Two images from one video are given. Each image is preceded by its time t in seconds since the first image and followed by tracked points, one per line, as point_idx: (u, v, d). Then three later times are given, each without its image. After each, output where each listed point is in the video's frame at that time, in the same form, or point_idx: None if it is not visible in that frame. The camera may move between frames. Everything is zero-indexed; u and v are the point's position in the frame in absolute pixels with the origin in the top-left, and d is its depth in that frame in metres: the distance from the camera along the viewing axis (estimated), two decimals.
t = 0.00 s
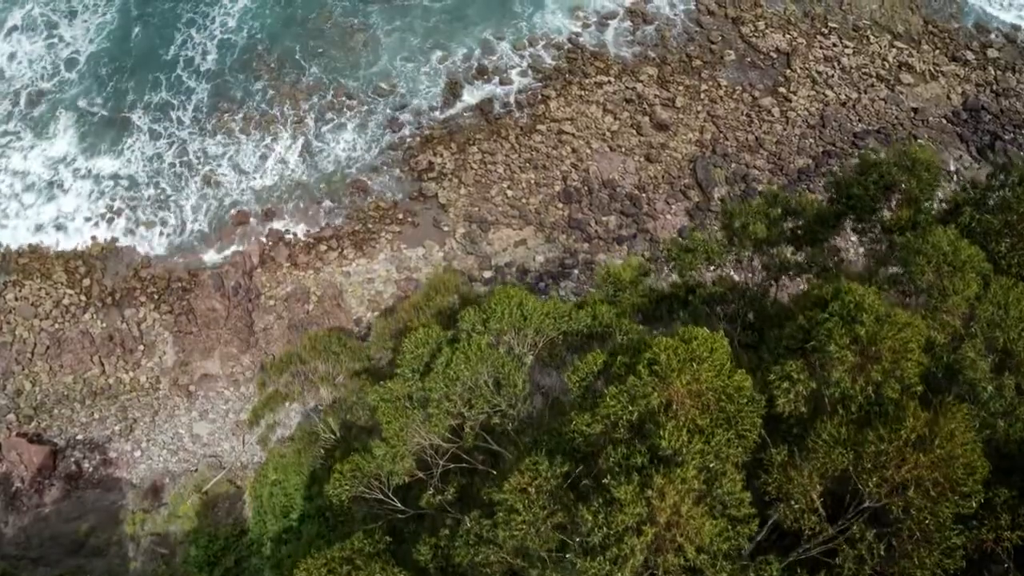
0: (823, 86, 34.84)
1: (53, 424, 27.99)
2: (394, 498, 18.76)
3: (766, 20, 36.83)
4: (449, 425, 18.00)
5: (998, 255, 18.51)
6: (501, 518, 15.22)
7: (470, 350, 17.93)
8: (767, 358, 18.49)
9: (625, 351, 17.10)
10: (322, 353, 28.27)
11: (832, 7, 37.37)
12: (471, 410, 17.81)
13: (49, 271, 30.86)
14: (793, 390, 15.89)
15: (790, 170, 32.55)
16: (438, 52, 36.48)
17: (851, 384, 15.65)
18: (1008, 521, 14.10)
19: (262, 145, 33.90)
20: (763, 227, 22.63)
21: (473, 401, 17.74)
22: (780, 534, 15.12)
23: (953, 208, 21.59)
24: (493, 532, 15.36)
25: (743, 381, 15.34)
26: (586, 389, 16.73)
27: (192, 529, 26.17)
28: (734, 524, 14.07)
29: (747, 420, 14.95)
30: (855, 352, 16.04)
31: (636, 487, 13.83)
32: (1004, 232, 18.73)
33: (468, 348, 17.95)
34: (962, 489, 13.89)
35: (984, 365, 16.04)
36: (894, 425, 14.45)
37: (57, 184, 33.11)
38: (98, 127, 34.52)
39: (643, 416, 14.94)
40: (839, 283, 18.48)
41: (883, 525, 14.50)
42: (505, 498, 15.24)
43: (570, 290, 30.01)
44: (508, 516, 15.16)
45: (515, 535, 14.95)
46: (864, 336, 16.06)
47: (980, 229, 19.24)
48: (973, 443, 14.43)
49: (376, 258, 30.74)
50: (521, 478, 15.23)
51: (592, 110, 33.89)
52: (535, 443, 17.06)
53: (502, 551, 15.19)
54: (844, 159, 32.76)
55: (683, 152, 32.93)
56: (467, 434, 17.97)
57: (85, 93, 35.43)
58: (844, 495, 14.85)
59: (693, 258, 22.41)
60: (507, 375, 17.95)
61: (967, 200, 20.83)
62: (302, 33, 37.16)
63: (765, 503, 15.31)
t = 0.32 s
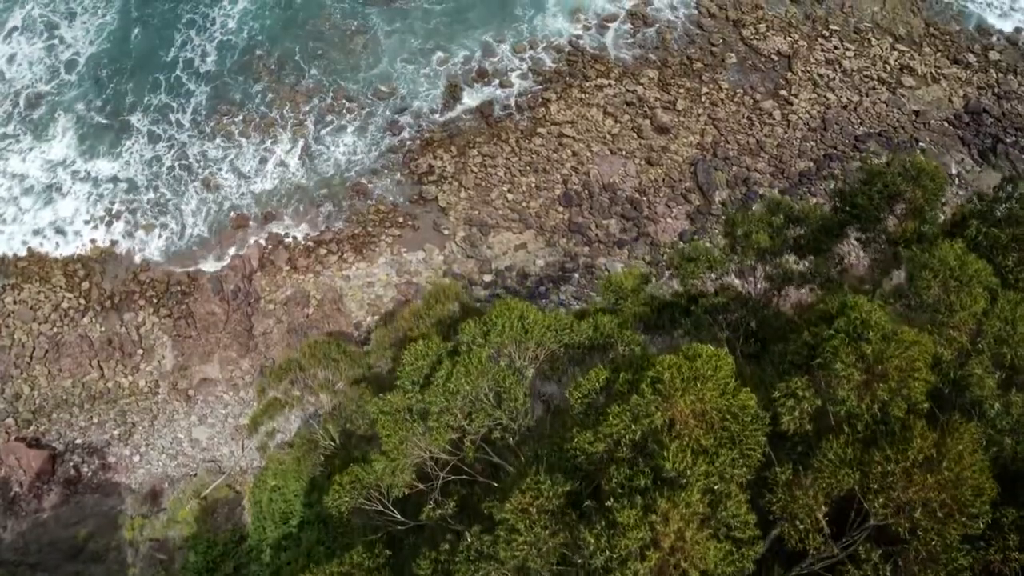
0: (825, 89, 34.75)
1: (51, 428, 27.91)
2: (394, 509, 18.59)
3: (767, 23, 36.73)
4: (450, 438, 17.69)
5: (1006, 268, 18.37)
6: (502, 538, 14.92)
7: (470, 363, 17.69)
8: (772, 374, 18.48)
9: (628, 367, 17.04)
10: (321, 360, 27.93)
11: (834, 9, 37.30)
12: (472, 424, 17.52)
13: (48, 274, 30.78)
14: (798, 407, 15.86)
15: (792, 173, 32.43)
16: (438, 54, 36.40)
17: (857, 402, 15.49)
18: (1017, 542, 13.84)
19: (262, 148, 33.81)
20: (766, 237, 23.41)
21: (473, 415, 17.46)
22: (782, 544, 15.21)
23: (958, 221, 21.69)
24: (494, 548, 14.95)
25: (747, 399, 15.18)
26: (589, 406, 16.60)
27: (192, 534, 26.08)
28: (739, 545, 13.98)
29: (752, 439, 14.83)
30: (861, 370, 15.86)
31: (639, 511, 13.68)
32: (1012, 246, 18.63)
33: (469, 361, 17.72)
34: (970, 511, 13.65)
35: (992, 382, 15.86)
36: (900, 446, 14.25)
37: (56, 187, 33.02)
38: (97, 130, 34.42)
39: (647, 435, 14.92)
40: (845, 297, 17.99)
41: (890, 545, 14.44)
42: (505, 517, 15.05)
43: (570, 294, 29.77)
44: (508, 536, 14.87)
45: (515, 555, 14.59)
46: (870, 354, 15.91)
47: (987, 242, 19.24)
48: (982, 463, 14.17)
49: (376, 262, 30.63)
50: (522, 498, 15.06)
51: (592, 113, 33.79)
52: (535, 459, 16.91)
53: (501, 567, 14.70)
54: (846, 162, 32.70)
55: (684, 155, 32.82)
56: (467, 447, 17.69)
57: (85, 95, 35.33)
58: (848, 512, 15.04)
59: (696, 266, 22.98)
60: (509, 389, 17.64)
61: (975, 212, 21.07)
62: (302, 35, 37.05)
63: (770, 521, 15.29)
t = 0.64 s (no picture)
0: (826, 92, 34.64)
1: (49, 433, 27.81)
2: (393, 522, 18.31)
3: (769, 25, 36.60)
4: (451, 452, 17.51)
5: (1014, 285, 18.34)
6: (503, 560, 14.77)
7: (471, 378, 17.55)
8: (775, 392, 18.47)
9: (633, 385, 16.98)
10: (321, 368, 27.77)
11: (835, 12, 37.18)
12: (472, 439, 17.38)
13: (47, 278, 30.66)
14: (803, 426, 15.72)
15: (793, 177, 32.29)
16: (439, 56, 36.27)
17: (864, 422, 15.36)
18: None
19: (261, 151, 33.69)
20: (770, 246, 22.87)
21: (474, 430, 17.30)
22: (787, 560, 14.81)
23: (962, 232, 21.70)
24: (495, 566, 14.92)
25: (752, 419, 15.15)
26: (591, 425, 16.41)
27: (190, 540, 25.92)
28: (746, 571, 13.54)
29: (757, 460, 14.73)
30: (868, 389, 15.75)
31: (644, 537, 13.47)
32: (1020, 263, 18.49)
33: (469, 376, 17.58)
34: (980, 533, 13.46)
35: (1001, 400, 15.43)
36: (908, 469, 14.12)
37: (55, 190, 32.90)
38: (96, 133, 34.29)
39: (651, 456, 14.81)
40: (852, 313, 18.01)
41: (896, 566, 14.18)
42: (505, 539, 14.98)
43: (571, 299, 29.67)
44: (510, 558, 14.74)
45: None
46: (878, 373, 15.76)
47: (996, 257, 19.11)
48: (993, 485, 14.06)
49: (376, 266, 30.53)
50: (524, 519, 14.97)
51: (593, 116, 33.64)
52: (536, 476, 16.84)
53: None
54: (847, 165, 32.57)
55: (685, 158, 32.67)
56: (467, 461, 17.56)
57: (84, 97, 35.21)
58: (853, 531, 14.73)
59: (698, 277, 22.44)
60: (508, 404, 17.46)
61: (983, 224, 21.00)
62: (302, 37, 36.91)
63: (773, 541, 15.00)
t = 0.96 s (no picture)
0: (828, 95, 34.52)
1: (48, 438, 27.74)
2: (394, 535, 17.94)
3: (770, 28, 36.50)
4: (451, 468, 16.61)
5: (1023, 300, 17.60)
6: None
7: (472, 392, 16.69)
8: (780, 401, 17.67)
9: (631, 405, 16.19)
10: (320, 376, 27.34)
11: (837, 14, 37.07)
12: (473, 455, 16.50)
13: (45, 283, 30.55)
14: (810, 447, 14.62)
15: (795, 181, 32.17)
16: (439, 59, 36.14)
17: (871, 444, 14.10)
18: None
19: (261, 155, 33.56)
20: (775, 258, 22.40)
21: (475, 446, 16.44)
22: None
23: (967, 240, 21.45)
24: None
25: (758, 439, 14.14)
26: (593, 446, 15.68)
27: (189, 547, 25.80)
28: None
29: (763, 481, 13.72)
30: (876, 412, 14.37)
31: (648, 566, 12.86)
32: None
33: (470, 390, 16.73)
34: (990, 559, 12.47)
35: (1010, 420, 14.42)
36: (917, 493, 13.00)
37: (54, 193, 32.78)
38: (95, 135, 34.17)
39: (654, 479, 13.92)
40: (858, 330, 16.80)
41: None
42: (506, 561, 14.58)
43: (571, 304, 29.58)
44: None
45: None
46: (886, 395, 14.36)
47: (1005, 272, 18.42)
48: (1004, 510, 13.06)
49: (376, 270, 30.40)
50: (526, 543, 14.45)
51: (594, 119, 33.52)
52: (535, 489, 16.43)
53: None
54: (849, 169, 32.47)
55: (686, 162, 32.54)
56: (468, 476, 16.69)
57: (83, 99, 35.09)
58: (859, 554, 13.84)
59: (700, 287, 21.68)
60: (510, 420, 16.63)
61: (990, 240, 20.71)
62: (302, 39, 36.78)
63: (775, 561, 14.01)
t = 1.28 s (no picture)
0: (830, 98, 34.38)
1: (47, 444, 27.64)
2: (395, 551, 17.68)
3: (771, 31, 36.42)
4: (452, 486, 16.25)
5: None
6: None
7: (473, 410, 16.25)
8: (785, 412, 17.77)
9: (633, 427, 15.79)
10: (319, 386, 24.51)
11: (838, 18, 37.02)
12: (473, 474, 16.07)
13: (43, 287, 30.47)
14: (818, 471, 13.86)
15: (797, 185, 32.01)
16: (439, 62, 36.00)
17: (880, 468, 13.49)
18: None
19: (261, 158, 33.44)
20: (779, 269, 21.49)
21: (475, 466, 16.01)
22: None
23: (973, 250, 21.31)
24: None
25: (767, 463, 13.59)
26: (598, 467, 15.13)
27: (187, 554, 25.59)
28: None
29: (770, 505, 13.22)
30: (886, 436, 13.78)
31: None
32: None
33: (471, 407, 16.29)
34: None
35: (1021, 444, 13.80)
36: (927, 521, 12.48)
37: (52, 197, 32.69)
38: (93, 139, 34.06)
39: (658, 505, 13.40)
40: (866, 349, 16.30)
41: None
42: None
43: (573, 309, 29.38)
44: None
45: None
46: (895, 420, 13.84)
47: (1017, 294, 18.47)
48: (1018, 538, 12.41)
49: (376, 275, 30.27)
50: (528, 569, 14.19)
51: (595, 123, 33.39)
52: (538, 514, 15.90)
53: None
54: (851, 173, 32.33)
55: (688, 166, 32.40)
56: (468, 493, 16.23)
57: (83, 102, 34.99)
58: None
59: (706, 300, 21.26)
60: (513, 439, 16.25)
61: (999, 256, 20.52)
62: (302, 42, 36.67)
63: None
